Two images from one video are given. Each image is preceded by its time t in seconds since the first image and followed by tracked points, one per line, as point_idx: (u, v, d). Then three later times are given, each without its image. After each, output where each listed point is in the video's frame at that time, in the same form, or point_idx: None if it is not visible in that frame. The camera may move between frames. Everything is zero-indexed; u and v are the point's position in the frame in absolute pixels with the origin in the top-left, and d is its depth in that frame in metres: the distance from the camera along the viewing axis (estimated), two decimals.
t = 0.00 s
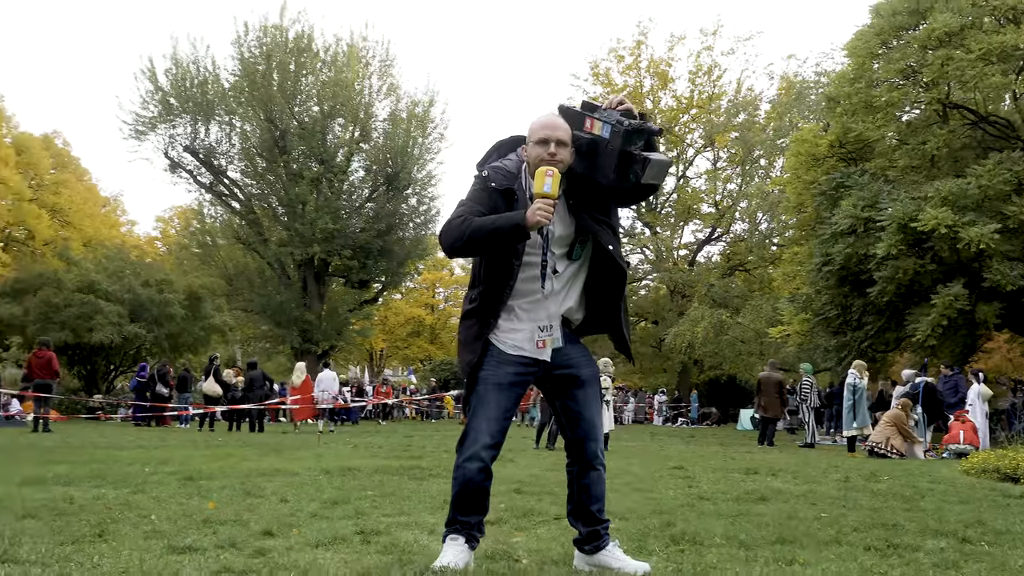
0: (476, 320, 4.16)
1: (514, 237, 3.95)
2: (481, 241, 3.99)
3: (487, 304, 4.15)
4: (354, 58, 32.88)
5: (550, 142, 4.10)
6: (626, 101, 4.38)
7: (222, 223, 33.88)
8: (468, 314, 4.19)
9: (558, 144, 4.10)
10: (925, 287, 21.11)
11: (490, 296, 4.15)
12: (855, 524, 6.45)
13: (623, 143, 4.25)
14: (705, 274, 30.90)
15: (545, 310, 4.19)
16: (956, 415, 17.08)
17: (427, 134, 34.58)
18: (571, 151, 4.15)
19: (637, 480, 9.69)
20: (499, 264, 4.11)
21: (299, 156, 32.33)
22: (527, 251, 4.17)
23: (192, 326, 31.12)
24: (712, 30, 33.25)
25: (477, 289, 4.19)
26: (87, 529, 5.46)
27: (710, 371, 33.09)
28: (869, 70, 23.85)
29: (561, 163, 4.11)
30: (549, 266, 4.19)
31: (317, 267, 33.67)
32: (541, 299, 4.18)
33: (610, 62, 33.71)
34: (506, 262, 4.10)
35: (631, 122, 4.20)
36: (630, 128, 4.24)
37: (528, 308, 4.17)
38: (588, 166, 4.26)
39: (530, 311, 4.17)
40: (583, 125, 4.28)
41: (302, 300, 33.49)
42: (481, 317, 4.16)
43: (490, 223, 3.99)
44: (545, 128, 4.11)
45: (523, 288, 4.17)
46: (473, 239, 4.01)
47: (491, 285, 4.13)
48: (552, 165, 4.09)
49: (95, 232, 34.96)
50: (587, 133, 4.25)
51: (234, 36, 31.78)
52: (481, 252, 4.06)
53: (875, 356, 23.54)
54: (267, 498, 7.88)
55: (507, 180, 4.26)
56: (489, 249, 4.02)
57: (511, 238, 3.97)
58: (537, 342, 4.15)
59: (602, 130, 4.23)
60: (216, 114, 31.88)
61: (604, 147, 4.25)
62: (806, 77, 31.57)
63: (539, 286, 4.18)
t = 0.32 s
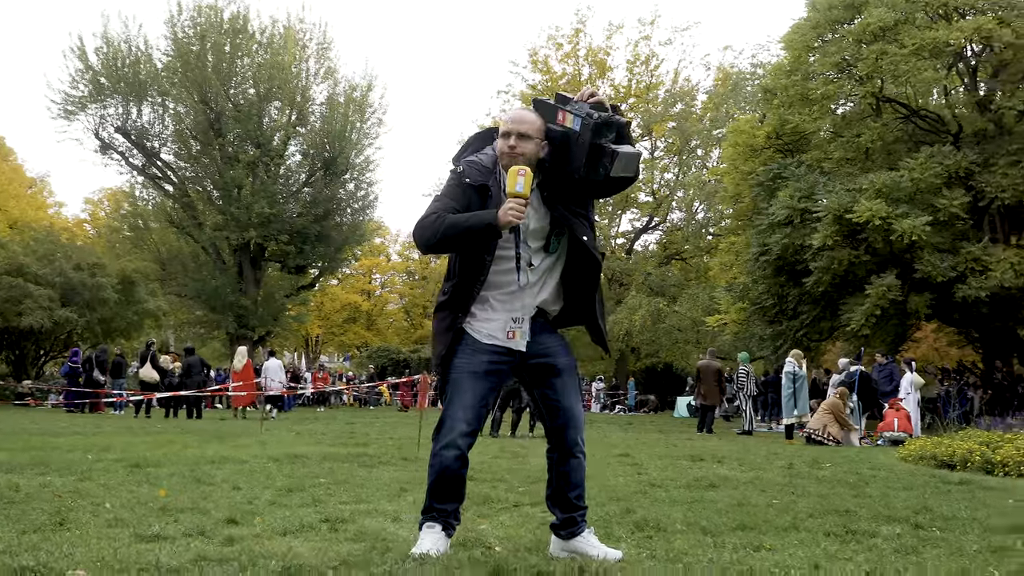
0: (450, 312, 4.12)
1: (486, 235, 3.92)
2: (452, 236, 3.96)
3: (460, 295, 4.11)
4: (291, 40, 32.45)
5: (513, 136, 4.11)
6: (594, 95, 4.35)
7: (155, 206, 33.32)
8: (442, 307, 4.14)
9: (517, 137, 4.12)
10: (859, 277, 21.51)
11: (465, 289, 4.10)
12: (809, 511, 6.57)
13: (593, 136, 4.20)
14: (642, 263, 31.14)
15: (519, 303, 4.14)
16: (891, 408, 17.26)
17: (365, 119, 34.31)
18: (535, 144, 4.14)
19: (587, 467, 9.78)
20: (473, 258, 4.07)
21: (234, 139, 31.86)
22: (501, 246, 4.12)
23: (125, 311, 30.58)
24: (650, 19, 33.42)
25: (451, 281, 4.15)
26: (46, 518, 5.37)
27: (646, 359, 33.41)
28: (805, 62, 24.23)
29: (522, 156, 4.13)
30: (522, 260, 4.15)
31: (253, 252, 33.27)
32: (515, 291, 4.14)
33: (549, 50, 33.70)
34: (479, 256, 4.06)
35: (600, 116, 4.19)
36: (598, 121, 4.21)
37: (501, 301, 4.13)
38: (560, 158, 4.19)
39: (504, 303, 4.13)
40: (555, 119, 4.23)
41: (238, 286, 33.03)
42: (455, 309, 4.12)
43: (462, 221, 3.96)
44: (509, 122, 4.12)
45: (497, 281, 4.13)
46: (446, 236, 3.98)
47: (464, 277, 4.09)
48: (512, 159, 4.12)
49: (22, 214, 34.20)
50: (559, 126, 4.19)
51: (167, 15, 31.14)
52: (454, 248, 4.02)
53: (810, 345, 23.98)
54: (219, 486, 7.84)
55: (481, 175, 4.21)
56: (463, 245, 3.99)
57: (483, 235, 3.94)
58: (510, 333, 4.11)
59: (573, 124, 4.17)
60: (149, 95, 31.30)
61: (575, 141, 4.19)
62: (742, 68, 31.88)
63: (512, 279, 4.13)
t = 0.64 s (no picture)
0: (455, 297, 4.15)
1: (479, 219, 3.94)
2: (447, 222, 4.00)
3: (463, 280, 4.14)
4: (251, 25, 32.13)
5: (501, 121, 4.17)
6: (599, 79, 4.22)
7: (114, 191, 32.90)
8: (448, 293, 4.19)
9: (500, 122, 4.17)
10: (822, 266, 21.76)
11: (467, 274, 4.14)
12: (793, 496, 6.68)
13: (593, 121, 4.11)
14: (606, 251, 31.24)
15: (521, 288, 4.13)
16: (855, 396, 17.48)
17: (327, 105, 34.15)
18: (524, 129, 4.17)
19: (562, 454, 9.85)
20: (473, 244, 4.11)
21: (194, 125, 31.51)
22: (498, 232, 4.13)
23: (86, 298, 30.19)
24: (613, 7, 33.49)
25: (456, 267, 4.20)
26: (35, 505, 5.34)
27: (609, 347, 33.54)
28: (768, 52, 24.46)
29: (502, 141, 4.17)
30: (521, 246, 4.14)
31: (214, 239, 32.98)
32: (516, 276, 4.13)
33: (511, 37, 33.66)
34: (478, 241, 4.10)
35: (597, 99, 4.07)
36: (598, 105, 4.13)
37: (503, 286, 4.13)
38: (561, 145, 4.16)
39: (504, 288, 4.13)
40: (560, 106, 4.19)
41: (199, 273, 32.71)
42: (458, 294, 4.15)
43: (455, 207, 4.00)
44: (500, 109, 4.18)
45: (499, 266, 4.14)
46: (443, 221, 4.03)
47: (466, 263, 4.13)
48: (498, 144, 4.18)
49: None
50: (562, 113, 4.14)
51: None
52: (452, 234, 4.07)
53: (773, 333, 24.25)
54: (199, 473, 7.86)
55: (482, 163, 4.23)
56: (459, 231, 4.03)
57: (477, 219, 3.96)
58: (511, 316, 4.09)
59: (574, 109, 4.11)
60: (108, 79, 30.98)
61: (576, 125, 4.12)
62: (704, 57, 32.04)
63: (512, 264, 4.13)
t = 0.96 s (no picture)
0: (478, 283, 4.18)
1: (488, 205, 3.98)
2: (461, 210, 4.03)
3: (483, 267, 4.16)
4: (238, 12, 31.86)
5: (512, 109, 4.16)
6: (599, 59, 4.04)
7: (100, 178, 32.70)
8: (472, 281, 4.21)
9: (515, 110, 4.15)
10: (812, 255, 21.85)
11: (488, 261, 4.15)
12: (800, 481, 6.73)
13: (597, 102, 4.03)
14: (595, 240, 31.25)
15: (540, 275, 4.12)
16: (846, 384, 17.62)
17: (315, 92, 34.04)
18: (532, 116, 4.13)
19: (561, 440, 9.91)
20: (491, 230, 4.12)
21: (181, 112, 31.34)
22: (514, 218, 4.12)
23: (74, 285, 30.08)
24: None
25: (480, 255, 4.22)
26: (51, 490, 5.36)
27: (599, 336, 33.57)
28: (759, 41, 24.52)
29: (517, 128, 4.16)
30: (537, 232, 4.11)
31: (201, 226, 32.93)
32: (535, 263, 4.12)
33: (499, 25, 33.57)
34: (495, 227, 4.11)
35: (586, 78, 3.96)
36: (589, 83, 3.99)
37: (522, 274, 4.12)
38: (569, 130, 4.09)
39: (524, 275, 4.12)
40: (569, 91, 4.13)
41: (187, 260, 32.61)
42: (480, 280, 4.17)
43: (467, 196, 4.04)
44: (514, 96, 4.17)
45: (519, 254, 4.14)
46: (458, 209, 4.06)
47: (487, 250, 4.15)
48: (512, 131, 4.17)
49: None
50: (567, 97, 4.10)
51: None
52: (470, 221, 4.10)
53: (763, 321, 24.36)
54: (203, 459, 7.90)
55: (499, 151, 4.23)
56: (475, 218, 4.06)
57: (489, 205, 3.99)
58: (532, 302, 4.08)
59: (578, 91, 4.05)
60: (94, 66, 30.77)
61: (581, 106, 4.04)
62: (693, 45, 32.03)
63: (530, 252, 4.12)
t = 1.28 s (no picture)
0: (505, 274, 4.19)
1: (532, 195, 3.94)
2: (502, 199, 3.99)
3: (513, 256, 4.16)
4: None
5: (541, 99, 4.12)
6: (633, 45, 4.07)
7: (91, 165, 32.59)
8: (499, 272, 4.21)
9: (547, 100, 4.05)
10: (806, 243, 21.92)
11: (516, 250, 4.15)
12: (811, 469, 6.77)
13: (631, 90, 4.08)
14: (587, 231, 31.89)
15: (571, 263, 4.14)
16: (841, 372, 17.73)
17: (308, 80, 34.00)
18: (569, 107, 4.03)
19: (564, 428, 9.96)
20: (520, 220, 4.12)
21: (173, 100, 31.18)
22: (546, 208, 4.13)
23: (67, 273, 30.04)
24: None
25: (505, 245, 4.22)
26: (70, 478, 5.38)
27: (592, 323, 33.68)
28: (753, 30, 24.60)
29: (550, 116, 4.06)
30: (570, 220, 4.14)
31: (193, 214, 32.86)
32: (566, 251, 4.14)
33: (492, 12, 33.53)
34: (527, 217, 4.12)
35: (630, 65, 3.99)
36: (632, 70, 4.01)
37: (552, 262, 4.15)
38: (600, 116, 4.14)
39: (555, 262, 4.15)
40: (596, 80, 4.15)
41: (179, 248, 32.58)
42: (507, 270, 4.18)
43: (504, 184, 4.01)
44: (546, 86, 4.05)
45: (550, 242, 4.15)
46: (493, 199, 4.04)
47: (515, 240, 4.14)
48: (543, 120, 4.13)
49: None
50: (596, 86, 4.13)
51: None
52: (502, 210, 4.10)
53: (756, 310, 24.47)
54: (211, 447, 7.94)
55: (527, 141, 4.20)
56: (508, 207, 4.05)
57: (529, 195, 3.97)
58: (563, 290, 4.11)
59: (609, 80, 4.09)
60: (85, 53, 30.61)
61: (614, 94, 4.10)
62: (686, 34, 32.05)
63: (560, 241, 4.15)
